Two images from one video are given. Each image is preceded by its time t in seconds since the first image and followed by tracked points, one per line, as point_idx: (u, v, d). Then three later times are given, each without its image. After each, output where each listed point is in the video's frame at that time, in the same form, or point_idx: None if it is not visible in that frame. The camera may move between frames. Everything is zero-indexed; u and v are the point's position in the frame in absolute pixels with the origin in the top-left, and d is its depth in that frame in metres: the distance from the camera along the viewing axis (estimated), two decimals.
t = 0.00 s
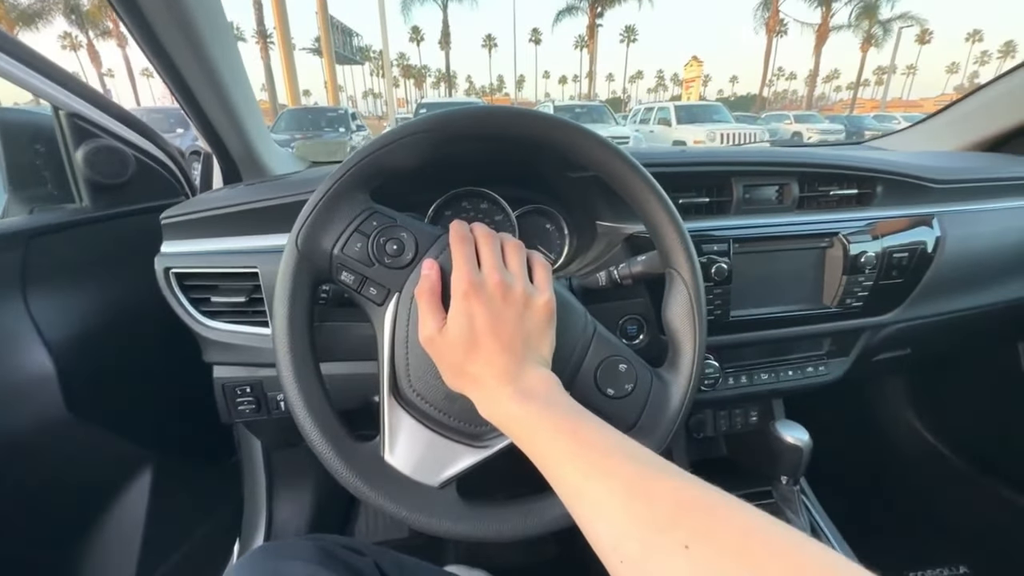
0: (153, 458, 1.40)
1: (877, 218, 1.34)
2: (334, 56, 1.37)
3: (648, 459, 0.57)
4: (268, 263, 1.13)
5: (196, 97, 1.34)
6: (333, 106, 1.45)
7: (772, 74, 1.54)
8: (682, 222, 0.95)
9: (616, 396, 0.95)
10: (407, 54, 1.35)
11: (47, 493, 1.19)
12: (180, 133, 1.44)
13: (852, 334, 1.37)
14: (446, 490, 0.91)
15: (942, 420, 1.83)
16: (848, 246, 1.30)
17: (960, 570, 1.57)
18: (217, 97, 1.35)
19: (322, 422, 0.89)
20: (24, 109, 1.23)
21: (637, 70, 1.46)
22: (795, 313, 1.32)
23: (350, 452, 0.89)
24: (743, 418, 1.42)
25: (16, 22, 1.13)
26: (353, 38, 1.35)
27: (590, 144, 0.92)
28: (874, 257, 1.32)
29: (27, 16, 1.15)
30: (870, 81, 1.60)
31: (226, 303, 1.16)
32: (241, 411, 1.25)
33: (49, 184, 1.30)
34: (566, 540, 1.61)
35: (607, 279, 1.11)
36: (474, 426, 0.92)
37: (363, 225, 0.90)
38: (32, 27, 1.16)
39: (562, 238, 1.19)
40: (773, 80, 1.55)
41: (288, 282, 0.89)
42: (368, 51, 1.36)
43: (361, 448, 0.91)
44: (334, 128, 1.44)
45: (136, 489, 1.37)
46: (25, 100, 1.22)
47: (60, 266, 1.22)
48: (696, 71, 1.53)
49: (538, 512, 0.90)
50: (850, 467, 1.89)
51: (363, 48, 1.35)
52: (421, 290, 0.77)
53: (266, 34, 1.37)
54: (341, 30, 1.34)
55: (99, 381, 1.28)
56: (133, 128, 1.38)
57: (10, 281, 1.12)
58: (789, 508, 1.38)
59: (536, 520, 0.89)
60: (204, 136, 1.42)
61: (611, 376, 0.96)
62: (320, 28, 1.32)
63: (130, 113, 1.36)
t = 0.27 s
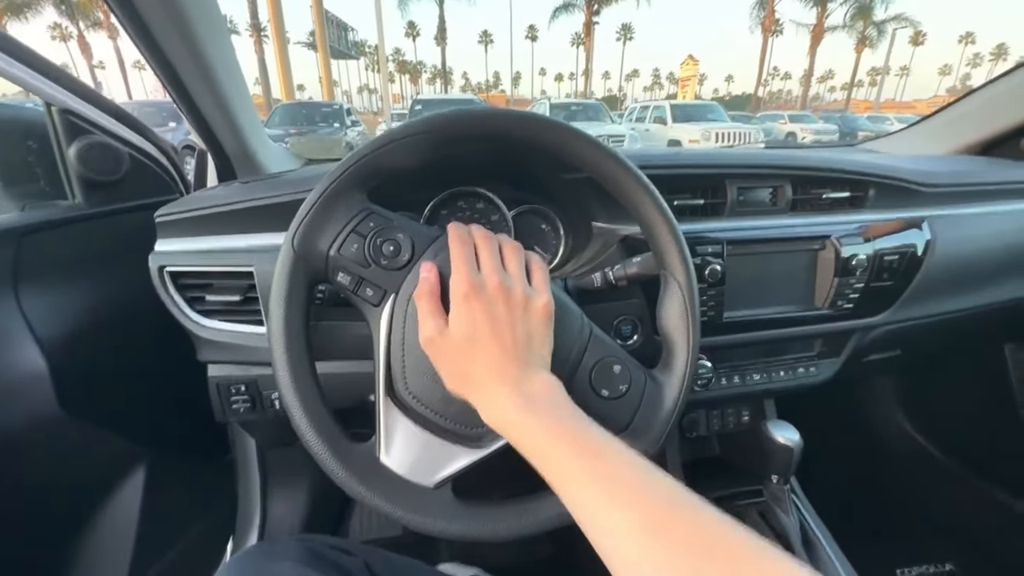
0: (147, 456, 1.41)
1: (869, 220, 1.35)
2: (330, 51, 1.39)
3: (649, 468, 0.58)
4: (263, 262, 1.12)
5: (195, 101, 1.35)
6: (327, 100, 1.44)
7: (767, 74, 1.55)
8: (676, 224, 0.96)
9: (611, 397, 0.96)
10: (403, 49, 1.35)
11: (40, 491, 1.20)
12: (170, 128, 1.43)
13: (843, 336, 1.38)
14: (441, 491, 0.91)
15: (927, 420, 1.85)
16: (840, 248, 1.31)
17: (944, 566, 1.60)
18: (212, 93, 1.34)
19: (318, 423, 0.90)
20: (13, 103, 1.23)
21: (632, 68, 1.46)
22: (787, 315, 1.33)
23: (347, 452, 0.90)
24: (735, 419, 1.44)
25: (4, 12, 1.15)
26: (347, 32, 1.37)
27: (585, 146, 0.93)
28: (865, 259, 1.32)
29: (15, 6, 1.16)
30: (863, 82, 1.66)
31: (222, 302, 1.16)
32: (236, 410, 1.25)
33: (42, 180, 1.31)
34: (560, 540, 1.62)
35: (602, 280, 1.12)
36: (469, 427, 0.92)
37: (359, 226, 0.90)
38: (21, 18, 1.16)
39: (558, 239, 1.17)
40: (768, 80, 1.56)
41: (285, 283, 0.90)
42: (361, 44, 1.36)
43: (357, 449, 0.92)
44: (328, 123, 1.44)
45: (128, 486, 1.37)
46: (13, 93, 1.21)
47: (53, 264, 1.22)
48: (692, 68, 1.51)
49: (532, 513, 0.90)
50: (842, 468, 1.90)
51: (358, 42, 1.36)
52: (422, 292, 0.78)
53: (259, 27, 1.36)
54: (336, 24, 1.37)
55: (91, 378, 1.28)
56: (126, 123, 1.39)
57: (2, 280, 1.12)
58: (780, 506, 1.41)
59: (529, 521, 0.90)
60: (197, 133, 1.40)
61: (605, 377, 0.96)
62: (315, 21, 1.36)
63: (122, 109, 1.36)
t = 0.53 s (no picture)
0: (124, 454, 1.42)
1: (862, 221, 1.34)
2: (321, 36, 1.29)
3: (641, 483, 0.65)
4: (245, 260, 1.10)
5: (166, 81, 1.27)
6: (317, 89, 1.31)
7: (761, 66, 1.49)
8: (668, 225, 0.94)
9: (600, 402, 0.94)
10: (396, 37, 1.32)
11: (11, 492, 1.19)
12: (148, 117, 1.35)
13: (832, 336, 1.36)
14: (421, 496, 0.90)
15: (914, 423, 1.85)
16: (830, 250, 1.30)
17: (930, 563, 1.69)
18: (187, 79, 1.27)
19: (299, 427, 0.87)
20: None
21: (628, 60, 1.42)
22: (777, 316, 1.31)
23: (328, 457, 0.88)
24: (723, 418, 1.41)
25: None
26: (339, 16, 1.30)
27: (576, 146, 0.91)
28: (857, 259, 1.31)
29: None
30: (854, 76, 1.55)
31: (201, 300, 1.14)
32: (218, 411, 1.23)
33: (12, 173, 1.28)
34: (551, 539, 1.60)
35: (592, 280, 1.12)
36: (453, 432, 0.91)
37: (344, 224, 0.87)
38: None
39: (550, 237, 1.13)
40: (763, 72, 1.49)
41: (265, 282, 0.87)
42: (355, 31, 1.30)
43: (338, 453, 0.89)
44: (318, 113, 1.31)
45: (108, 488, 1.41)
46: None
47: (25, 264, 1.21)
48: (687, 61, 1.45)
49: (515, 519, 0.90)
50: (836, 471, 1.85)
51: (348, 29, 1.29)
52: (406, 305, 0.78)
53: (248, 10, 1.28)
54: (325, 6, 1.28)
55: (60, 376, 1.30)
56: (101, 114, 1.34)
57: None
58: (767, 505, 1.42)
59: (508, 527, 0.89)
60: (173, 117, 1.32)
61: (594, 381, 0.94)
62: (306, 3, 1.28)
63: (95, 97, 1.30)
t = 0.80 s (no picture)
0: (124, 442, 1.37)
1: (877, 204, 1.30)
2: (313, 17, 1.26)
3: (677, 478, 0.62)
4: (247, 241, 1.06)
5: (164, 53, 1.25)
6: (309, 70, 1.28)
7: (759, 51, 1.44)
8: (693, 205, 0.91)
9: (621, 389, 0.91)
10: (388, 16, 1.29)
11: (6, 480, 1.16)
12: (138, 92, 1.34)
13: (846, 323, 1.33)
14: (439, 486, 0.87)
15: (924, 415, 1.76)
16: (849, 234, 1.27)
17: (926, 547, 1.71)
18: (188, 56, 1.26)
19: (310, 415, 0.84)
20: None
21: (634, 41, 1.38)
22: (792, 302, 1.28)
23: (340, 446, 0.84)
24: (733, 405, 1.38)
25: None
26: None
27: (600, 121, 0.87)
28: (874, 244, 1.28)
29: None
30: (852, 64, 1.50)
31: (203, 283, 1.10)
32: (219, 397, 1.18)
33: None
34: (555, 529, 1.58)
35: (609, 263, 1.07)
36: (471, 420, 0.87)
37: (356, 203, 0.83)
38: None
39: (560, 219, 1.09)
40: (761, 58, 1.44)
41: (273, 264, 0.83)
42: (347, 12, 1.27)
43: (351, 442, 0.86)
44: (311, 94, 1.28)
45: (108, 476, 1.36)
46: None
47: (19, 244, 1.16)
48: (683, 46, 1.39)
49: (535, 511, 0.87)
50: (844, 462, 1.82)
51: (341, 9, 1.27)
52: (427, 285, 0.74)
53: None
54: None
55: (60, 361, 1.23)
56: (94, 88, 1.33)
57: None
58: (778, 493, 1.36)
59: (527, 519, 0.86)
60: (169, 91, 1.30)
61: (615, 368, 0.91)
62: None
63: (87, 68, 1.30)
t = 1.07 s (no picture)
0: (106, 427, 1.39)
1: (859, 194, 1.31)
2: None
3: (642, 456, 0.61)
4: (223, 224, 1.06)
5: (137, 37, 1.24)
6: (303, 55, 1.28)
7: (757, 38, 1.44)
8: (666, 190, 0.91)
9: (593, 373, 0.92)
10: None
11: None
12: (121, 80, 1.36)
13: (824, 311, 1.34)
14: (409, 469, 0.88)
15: (905, 402, 1.79)
16: (828, 222, 1.27)
17: (900, 527, 1.74)
18: (163, 43, 1.26)
19: (279, 397, 0.86)
20: None
21: (625, 27, 1.37)
22: (771, 289, 1.29)
23: (310, 428, 0.86)
24: (712, 391, 1.39)
25: None
26: None
27: (572, 106, 0.87)
28: (852, 233, 1.29)
29: None
30: (851, 52, 1.49)
31: (180, 268, 1.10)
32: (200, 382, 1.20)
33: None
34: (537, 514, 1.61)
35: (587, 250, 1.07)
36: (444, 404, 0.88)
37: (325, 187, 0.85)
38: None
39: (542, 207, 1.11)
40: (757, 46, 1.44)
41: (243, 248, 0.85)
42: None
43: (325, 428, 0.88)
44: (304, 78, 1.28)
45: (90, 460, 1.38)
46: None
47: None
48: (682, 32, 1.40)
49: (504, 495, 0.88)
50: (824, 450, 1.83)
51: None
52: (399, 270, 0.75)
53: None
54: None
55: (37, 346, 1.24)
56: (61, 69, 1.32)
57: None
58: (753, 477, 1.38)
59: (496, 501, 0.88)
60: (147, 77, 1.30)
61: (586, 352, 0.92)
62: None
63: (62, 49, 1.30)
